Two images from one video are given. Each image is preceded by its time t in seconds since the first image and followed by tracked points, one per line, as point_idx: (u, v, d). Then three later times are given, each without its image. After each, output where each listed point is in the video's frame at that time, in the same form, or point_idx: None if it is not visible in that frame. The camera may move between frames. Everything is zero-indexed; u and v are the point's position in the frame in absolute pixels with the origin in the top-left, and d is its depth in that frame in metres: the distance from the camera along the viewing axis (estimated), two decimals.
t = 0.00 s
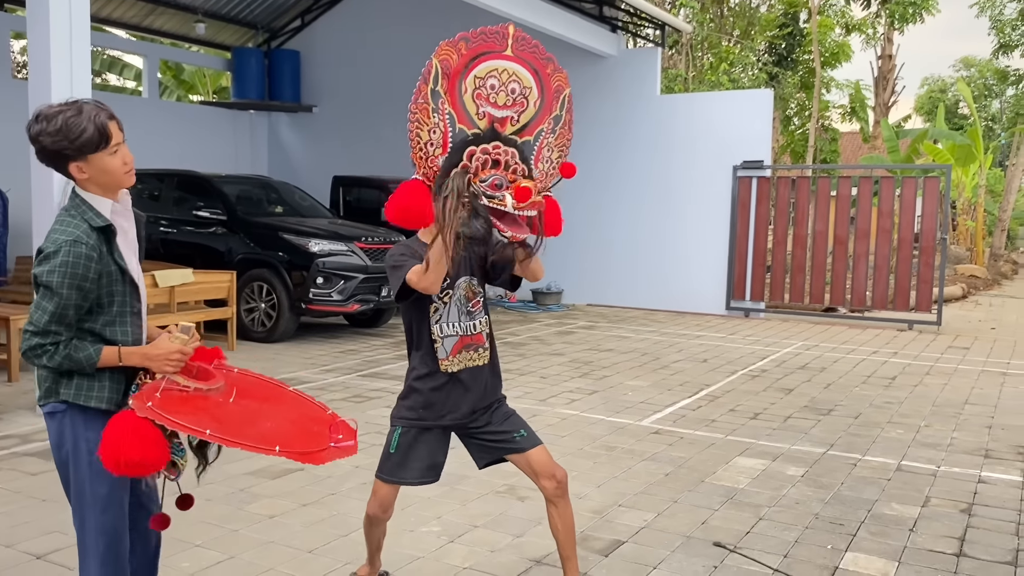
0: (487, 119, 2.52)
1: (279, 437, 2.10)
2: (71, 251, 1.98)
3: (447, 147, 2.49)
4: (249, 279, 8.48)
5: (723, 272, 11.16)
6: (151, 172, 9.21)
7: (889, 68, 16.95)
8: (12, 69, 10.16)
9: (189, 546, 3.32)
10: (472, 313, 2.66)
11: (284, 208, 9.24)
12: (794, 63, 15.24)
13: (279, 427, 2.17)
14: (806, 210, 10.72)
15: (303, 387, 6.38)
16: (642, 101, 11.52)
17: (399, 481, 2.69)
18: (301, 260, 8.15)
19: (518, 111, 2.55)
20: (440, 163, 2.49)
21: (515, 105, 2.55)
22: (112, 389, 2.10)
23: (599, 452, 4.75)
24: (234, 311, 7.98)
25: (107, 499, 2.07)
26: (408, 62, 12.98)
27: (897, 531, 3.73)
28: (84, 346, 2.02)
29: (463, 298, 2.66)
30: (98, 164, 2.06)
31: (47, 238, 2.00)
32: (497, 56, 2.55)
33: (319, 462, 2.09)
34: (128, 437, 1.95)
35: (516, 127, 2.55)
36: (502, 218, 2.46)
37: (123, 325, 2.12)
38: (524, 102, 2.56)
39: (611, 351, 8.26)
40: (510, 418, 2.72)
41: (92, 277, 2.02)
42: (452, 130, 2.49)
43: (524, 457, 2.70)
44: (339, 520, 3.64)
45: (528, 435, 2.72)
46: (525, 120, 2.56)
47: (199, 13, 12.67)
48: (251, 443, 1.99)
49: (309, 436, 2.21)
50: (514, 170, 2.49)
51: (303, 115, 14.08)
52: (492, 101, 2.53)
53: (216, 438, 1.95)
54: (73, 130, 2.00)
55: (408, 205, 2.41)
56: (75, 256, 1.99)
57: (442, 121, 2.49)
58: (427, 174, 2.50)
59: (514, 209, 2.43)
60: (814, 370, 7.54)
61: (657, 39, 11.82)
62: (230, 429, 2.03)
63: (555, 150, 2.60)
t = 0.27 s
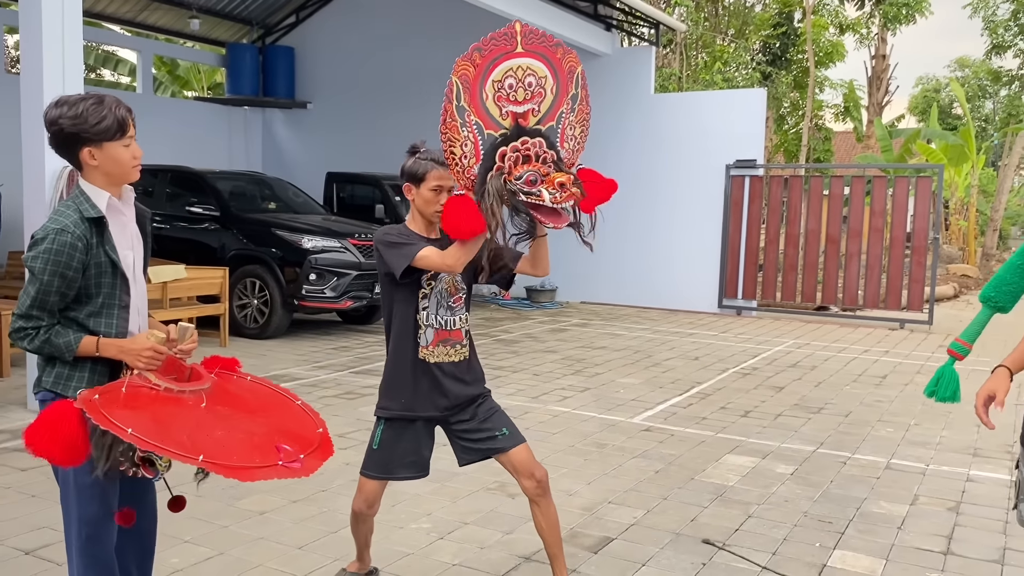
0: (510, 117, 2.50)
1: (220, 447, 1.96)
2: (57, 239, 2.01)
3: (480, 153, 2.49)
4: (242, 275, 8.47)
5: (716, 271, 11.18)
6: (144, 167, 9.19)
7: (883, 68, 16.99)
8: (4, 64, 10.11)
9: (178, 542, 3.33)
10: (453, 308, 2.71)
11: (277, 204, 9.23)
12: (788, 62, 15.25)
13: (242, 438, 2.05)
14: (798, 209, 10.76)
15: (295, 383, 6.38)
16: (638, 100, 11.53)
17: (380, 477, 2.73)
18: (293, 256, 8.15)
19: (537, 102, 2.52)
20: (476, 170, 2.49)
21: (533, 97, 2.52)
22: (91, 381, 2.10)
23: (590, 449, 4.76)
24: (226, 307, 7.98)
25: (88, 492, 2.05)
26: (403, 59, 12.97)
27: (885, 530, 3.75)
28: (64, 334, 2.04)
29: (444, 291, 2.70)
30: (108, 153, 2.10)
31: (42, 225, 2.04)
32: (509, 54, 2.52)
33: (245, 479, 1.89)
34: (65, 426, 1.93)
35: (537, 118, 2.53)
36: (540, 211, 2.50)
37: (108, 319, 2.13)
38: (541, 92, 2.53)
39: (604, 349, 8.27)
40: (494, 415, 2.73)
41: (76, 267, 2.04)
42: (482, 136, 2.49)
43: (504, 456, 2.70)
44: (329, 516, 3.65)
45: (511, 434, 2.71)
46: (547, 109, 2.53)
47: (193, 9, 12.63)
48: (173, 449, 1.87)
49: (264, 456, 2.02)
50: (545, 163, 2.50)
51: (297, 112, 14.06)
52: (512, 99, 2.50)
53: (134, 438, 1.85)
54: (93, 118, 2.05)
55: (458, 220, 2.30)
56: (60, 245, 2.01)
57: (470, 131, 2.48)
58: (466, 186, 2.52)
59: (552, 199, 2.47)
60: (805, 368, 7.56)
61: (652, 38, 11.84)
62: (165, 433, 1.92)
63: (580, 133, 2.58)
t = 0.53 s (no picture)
0: (521, 102, 2.51)
1: (192, 451, 1.94)
2: (45, 233, 2.01)
3: (495, 136, 2.48)
4: (233, 272, 8.46)
5: (708, 270, 11.20)
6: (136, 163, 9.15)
7: (876, 68, 17.01)
8: None
9: (165, 539, 3.32)
10: (448, 303, 2.72)
11: (268, 201, 9.20)
12: (781, 61, 15.26)
13: (219, 443, 2.03)
14: (790, 209, 10.78)
15: (285, 381, 6.37)
16: (632, 100, 11.53)
17: (369, 468, 2.73)
18: (285, 254, 8.13)
19: (545, 89, 2.55)
20: (491, 153, 2.47)
21: (541, 84, 2.54)
22: (70, 380, 2.10)
23: (581, 447, 4.76)
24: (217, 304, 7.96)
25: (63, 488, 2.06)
26: (397, 56, 12.95)
27: (874, 528, 3.76)
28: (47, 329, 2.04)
29: (442, 284, 2.72)
30: (106, 146, 2.09)
31: (30, 218, 2.04)
32: (519, 41, 2.55)
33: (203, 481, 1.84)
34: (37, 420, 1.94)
35: (546, 104, 2.55)
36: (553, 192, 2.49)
37: (91, 317, 2.11)
38: (549, 79, 2.56)
39: (596, 347, 8.28)
40: (487, 413, 2.74)
41: (61, 262, 2.03)
42: (496, 120, 2.48)
43: (494, 455, 2.70)
44: (317, 514, 3.64)
45: (501, 434, 2.72)
46: (556, 95, 2.56)
47: (186, 5, 12.57)
48: (145, 452, 1.86)
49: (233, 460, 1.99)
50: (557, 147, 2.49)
51: (290, 108, 14.02)
52: (523, 84, 2.52)
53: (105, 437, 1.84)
54: (96, 111, 2.06)
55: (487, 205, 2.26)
56: (46, 239, 2.01)
57: (485, 115, 2.49)
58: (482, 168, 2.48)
59: (566, 178, 2.46)
60: (796, 367, 7.58)
61: (646, 37, 11.84)
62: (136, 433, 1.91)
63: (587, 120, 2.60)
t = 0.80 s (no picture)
0: (512, 121, 2.52)
1: (197, 443, 1.94)
2: (29, 233, 2.01)
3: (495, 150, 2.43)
4: (227, 271, 8.44)
5: (703, 270, 11.21)
6: (130, 162, 9.11)
7: (871, 69, 17.04)
8: None
9: (157, 539, 3.30)
10: (458, 312, 2.71)
11: (263, 200, 9.18)
12: (777, 62, 15.25)
13: (222, 435, 2.04)
14: (785, 209, 10.80)
15: (279, 380, 6.36)
16: (627, 100, 11.53)
17: (373, 476, 2.73)
18: (279, 253, 8.11)
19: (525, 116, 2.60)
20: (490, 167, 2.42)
21: (523, 110, 2.59)
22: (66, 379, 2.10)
23: (575, 448, 4.76)
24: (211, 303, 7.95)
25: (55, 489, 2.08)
26: (392, 56, 12.93)
27: (867, 529, 3.76)
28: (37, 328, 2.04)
29: (450, 296, 2.70)
30: (92, 148, 2.07)
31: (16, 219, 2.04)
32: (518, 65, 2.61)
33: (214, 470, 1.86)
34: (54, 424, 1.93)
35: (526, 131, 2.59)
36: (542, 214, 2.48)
37: (82, 314, 2.12)
38: (527, 108, 2.62)
39: (590, 347, 8.28)
40: (494, 417, 2.74)
41: (47, 261, 2.03)
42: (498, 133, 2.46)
43: (504, 459, 2.69)
44: (311, 514, 3.63)
45: (508, 437, 2.71)
46: (532, 125, 2.62)
47: (181, 3, 12.54)
48: (156, 446, 1.84)
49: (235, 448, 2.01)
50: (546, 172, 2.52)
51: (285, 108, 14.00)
52: (515, 107, 2.56)
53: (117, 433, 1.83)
54: (81, 111, 2.04)
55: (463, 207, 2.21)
56: (30, 240, 2.00)
57: (489, 125, 2.43)
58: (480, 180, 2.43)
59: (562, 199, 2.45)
60: (790, 368, 7.59)
61: (642, 37, 11.85)
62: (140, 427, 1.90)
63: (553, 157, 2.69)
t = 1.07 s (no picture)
0: (459, 133, 2.53)
1: (166, 436, 1.96)
2: (12, 228, 2.09)
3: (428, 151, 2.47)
4: (224, 272, 8.43)
5: (700, 271, 11.21)
6: (127, 162, 9.10)
7: (868, 71, 17.06)
8: None
9: (155, 539, 3.30)
10: (434, 317, 2.70)
11: (260, 200, 9.17)
12: (774, 63, 15.24)
13: (192, 429, 2.06)
14: (782, 210, 10.81)
15: (276, 381, 6.36)
16: (625, 102, 11.54)
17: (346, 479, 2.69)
18: (276, 253, 8.11)
19: (481, 134, 2.59)
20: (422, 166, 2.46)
21: (479, 127, 2.59)
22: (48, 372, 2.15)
23: (571, 448, 4.76)
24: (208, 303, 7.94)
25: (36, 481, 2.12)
26: (390, 56, 12.93)
27: (863, 530, 3.77)
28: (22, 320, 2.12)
29: (424, 300, 2.69)
30: (51, 153, 2.14)
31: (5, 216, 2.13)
32: (473, 77, 2.62)
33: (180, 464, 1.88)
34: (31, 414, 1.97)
35: (477, 149, 2.58)
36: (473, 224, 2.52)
37: (67, 308, 2.17)
38: (486, 127, 2.61)
39: (587, 348, 8.28)
40: (468, 419, 2.73)
41: (30, 255, 2.10)
42: (433, 134, 2.48)
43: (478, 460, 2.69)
44: (308, 515, 3.63)
45: (482, 437, 2.71)
46: (487, 145, 2.60)
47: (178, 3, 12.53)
48: (120, 436, 1.86)
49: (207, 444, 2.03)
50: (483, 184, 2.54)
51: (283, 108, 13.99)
52: (465, 118, 2.56)
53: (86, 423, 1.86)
54: (32, 118, 2.11)
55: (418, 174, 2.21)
56: (14, 234, 2.08)
57: (427, 124, 2.48)
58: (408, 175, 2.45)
59: (491, 212, 2.51)
60: (787, 369, 7.59)
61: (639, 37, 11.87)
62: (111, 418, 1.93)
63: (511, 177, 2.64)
